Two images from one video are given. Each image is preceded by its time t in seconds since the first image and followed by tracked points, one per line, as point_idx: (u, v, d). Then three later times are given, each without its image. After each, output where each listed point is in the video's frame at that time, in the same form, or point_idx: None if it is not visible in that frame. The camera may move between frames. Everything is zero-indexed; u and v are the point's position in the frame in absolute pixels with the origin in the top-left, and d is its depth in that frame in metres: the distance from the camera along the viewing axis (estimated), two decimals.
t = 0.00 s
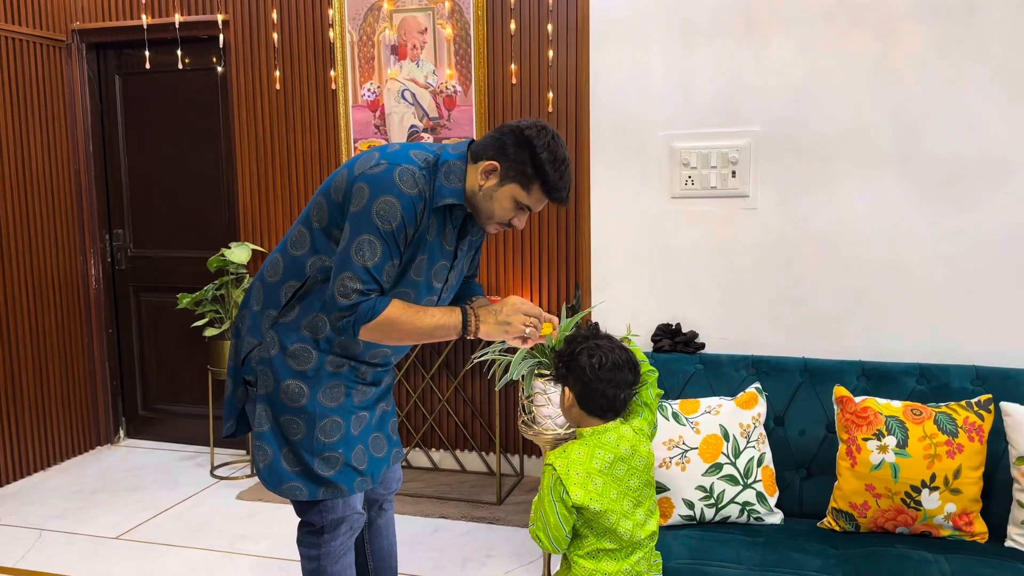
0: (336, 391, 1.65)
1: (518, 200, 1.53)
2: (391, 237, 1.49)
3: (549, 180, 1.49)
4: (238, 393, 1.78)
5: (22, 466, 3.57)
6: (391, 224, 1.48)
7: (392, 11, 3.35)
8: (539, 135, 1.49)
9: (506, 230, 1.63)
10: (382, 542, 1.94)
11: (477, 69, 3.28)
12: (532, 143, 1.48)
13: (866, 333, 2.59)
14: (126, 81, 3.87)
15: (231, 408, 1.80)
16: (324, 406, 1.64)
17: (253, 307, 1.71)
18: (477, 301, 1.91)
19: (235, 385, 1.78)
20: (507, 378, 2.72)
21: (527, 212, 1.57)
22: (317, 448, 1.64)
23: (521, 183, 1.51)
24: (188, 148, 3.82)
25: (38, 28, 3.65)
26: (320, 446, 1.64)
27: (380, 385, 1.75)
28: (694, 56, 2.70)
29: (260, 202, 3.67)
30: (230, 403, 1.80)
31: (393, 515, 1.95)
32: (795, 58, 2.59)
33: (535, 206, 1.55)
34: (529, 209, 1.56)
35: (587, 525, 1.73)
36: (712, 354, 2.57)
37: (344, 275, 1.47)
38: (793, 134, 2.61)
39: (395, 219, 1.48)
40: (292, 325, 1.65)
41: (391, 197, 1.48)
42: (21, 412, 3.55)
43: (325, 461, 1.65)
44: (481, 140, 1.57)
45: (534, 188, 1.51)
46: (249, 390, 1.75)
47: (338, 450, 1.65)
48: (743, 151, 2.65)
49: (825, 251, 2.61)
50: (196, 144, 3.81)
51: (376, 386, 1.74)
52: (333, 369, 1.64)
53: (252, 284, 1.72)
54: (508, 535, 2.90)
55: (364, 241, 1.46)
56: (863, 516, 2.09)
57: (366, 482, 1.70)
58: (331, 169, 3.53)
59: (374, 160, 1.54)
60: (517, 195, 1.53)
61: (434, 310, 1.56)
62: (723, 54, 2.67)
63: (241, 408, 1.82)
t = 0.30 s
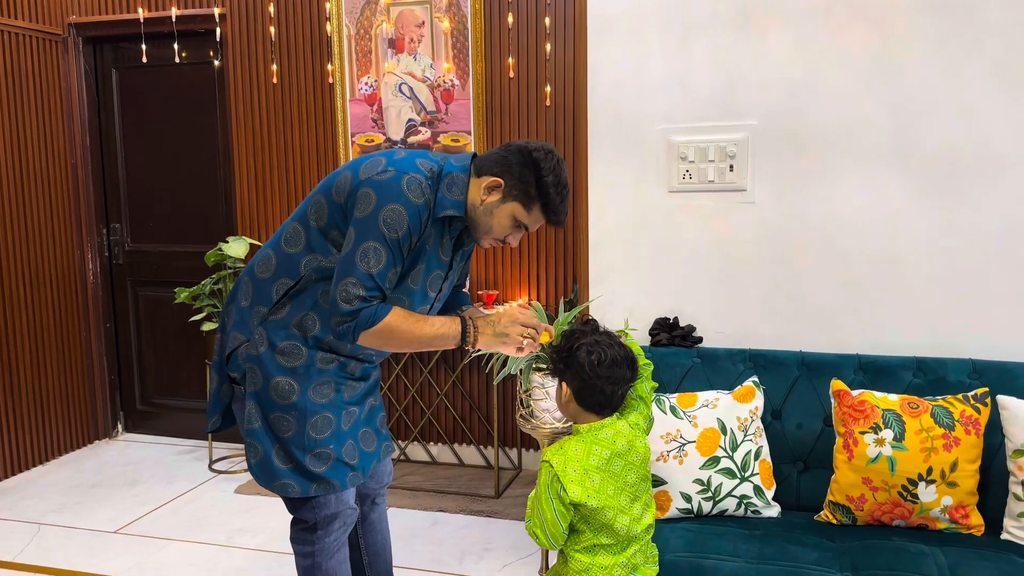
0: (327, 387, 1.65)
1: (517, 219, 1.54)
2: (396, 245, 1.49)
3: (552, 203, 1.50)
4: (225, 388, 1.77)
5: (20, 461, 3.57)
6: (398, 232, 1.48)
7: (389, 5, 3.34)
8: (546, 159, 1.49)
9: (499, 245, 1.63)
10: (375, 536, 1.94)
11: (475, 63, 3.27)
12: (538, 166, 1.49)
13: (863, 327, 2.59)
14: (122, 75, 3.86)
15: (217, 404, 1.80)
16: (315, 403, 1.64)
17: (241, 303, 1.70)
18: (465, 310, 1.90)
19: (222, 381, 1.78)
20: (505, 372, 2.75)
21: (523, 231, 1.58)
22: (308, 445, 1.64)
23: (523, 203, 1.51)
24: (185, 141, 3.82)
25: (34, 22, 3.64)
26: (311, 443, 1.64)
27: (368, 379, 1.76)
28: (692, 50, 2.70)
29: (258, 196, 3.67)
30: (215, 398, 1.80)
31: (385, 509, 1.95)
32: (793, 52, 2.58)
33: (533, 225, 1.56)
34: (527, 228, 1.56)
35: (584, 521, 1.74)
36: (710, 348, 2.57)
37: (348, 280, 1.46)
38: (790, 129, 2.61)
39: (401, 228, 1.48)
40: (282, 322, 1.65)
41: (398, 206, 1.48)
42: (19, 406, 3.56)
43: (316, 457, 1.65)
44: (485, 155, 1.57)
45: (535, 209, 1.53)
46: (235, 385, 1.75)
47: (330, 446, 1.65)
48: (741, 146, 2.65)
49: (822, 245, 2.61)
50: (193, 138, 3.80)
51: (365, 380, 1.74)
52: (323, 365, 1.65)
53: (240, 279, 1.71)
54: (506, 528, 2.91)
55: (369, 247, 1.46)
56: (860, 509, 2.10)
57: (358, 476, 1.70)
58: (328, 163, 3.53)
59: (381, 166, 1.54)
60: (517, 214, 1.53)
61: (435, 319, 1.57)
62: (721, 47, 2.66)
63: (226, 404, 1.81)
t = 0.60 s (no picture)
0: (323, 382, 1.66)
1: (518, 220, 1.54)
2: (401, 244, 1.48)
3: (554, 204, 1.53)
4: (218, 383, 1.77)
5: (19, 455, 3.57)
6: (404, 231, 1.48)
7: None
8: (551, 162, 1.52)
9: (497, 247, 1.62)
10: (373, 531, 1.94)
11: (474, 56, 3.27)
12: (543, 168, 1.51)
13: (861, 320, 2.60)
14: (120, 68, 3.85)
15: (209, 398, 1.79)
16: (312, 398, 1.64)
17: (236, 297, 1.70)
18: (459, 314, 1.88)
19: (215, 375, 1.77)
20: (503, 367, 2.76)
21: (523, 233, 1.59)
22: (305, 440, 1.64)
23: (526, 204, 1.53)
24: (183, 135, 3.81)
25: (31, 15, 3.63)
26: (308, 438, 1.65)
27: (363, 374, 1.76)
28: (690, 43, 2.69)
29: (256, 190, 3.67)
30: (207, 392, 1.79)
31: (381, 503, 1.95)
32: (792, 46, 2.58)
33: (533, 227, 1.57)
34: (527, 230, 1.57)
35: (584, 515, 1.75)
36: (708, 342, 2.57)
37: (351, 276, 1.46)
38: (788, 123, 2.61)
39: (408, 226, 1.48)
40: (280, 317, 1.65)
41: (405, 205, 1.48)
42: (19, 401, 3.56)
43: (313, 452, 1.65)
44: (487, 157, 1.58)
45: (537, 209, 1.54)
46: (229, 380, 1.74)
47: (327, 442, 1.66)
48: (739, 139, 2.65)
49: (821, 240, 2.61)
50: (191, 132, 3.80)
51: (360, 375, 1.74)
52: (319, 360, 1.65)
53: (236, 273, 1.71)
54: (505, 522, 2.92)
55: (375, 245, 1.46)
56: (858, 503, 2.10)
57: (354, 472, 1.71)
58: (327, 157, 3.53)
59: (387, 164, 1.53)
60: (519, 215, 1.54)
61: (438, 317, 1.57)
62: (719, 41, 2.66)
63: (219, 398, 1.81)
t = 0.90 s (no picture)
0: (322, 377, 1.65)
1: (523, 224, 1.55)
2: (412, 243, 1.49)
3: (558, 209, 1.56)
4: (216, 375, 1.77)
5: (20, 448, 3.58)
6: (414, 230, 1.48)
7: None
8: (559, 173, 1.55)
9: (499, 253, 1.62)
10: (370, 524, 1.95)
11: (473, 49, 3.26)
12: (550, 177, 1.54)
13: (861, 314, 2.60)
14: (118, 62, 3.84)
15: (207, 391, 1.80)
16: (310, 393, 1.64)
17: (235, 290, 1.69)
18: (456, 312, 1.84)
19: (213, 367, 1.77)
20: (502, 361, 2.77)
21: (525, 239, 1.59)
22: (303, 435, 1.65)
23: (532, 208, 1.54)
24: (183, 128, 3.80)
25: (30, 8, 3.62)
26: (306, 433, 1.65)
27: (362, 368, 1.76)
28: (691, 36, 2.68)
29: (255, 183, 3.66)
30: (205, 385, 1.79)
31: (379, 497, 1.96)
32: (792, 39, 2.57)
33: (536, 234, 1.58)
34: (530, 235, 1.58)
35: (587, 508, 1.75)
36: (708, 335, 2.57)
37: (363, 275, 1.46)
38: (788, 116, 2.60)
39: (418, 225, 1.49)
40: (282, 311, 1.65)
41: (416, 204, 1.49)
42: (19, 395, 3.56)
43: (312, 447, 1.65)
44: (494, 163, 1.60)
45: (543, 214, 1.56)
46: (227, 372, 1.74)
47: (325, 436, 1.66)
48: (740, 133, 2.64)
49: (820, 233, 2.61)
50: (191, 125, 3.79)
51: (359, 369, 1.74)
52: (319, 355, 1.65)
53: (236, 265, 1.70)
54: (505, 515, 2.92)
55: (386, 243, 1.46)
56: (857, 496, 2.11)
57: (353, 466, 1.71)
58: (326, 151, 3.52)
59: (397, 163, 1.54)
60: (524, 219, 1.54)
61: (447, 314, 1.56)
62: (719, 34, 2.65)
63: (216, 391, 1.81)
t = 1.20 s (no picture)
0: (323, 375, 1.66)
1: (527, 230, 1.55)
2: (427, 240, 1.49)
3: (562, 214, 1.58)
4: (216, 369, 1.76)
5: (20, 444, 3.58)
6: (430, 229, 1.48)
7: None
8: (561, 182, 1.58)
9: (501, 257, 1.62)
10: (369, 522, 1.95)
11: (473, 46, 3.26)
12: (555, 185, 1.56)
13: (861, 312, 2.60)
14: (118, 58, 3.84)
15: (206, 386, 1.79)
16: (311, 391, 1.65)
17: (238, 284, 1.68)
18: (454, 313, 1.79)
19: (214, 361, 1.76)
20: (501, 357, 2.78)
21: (528, 244, 1.59)
22: (303, 433, 1.65)
23: (538, 214, 1.54)
24: (183, 125, 3.80)
25: (30, 4, 3.62)
26: (306, 431, 1.65)
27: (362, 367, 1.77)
28: (691, 32, 2.68)
29: (255, 180, 3.66)
30: (204, 379, 1.78)
31: (378, 495, 1.96)
32: (793, 36, 2.57)
33: (539, 239, 1.59)
34: (533, 241, 1.58)
35: (593, 507, 1.74)
36: (708, 332, 2.57)
37: (381, 272, 1.46)
38: (789, 113, 2.60)
39: (434, 224, 1.49)
40: (287, 307, 1.64)
41: (432, 202, 1.48)
42: (19, 391, 3.57)
43: (312, 445, 1.66)
44: (499, 168, 1.59)
45: (547, 220, 1.56)
46: (227, 367, 1.74)
47: (325, 434, 1.66)
48: (740, 130, 2.64)
49: (821, 231, 2.61)
50: (191, 122, 3.79)
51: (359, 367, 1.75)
52: (322, 352, 1.65)
53: (239, 260, 1.69)
54: (505, 512, 2.93)
55: (403, 241, 1.46)
56: (856, 493, 2.11)
57: (351, 464, 1.71)
58: (326, 147, 3.52)
59: (409, 160, 1.53)
60: (529, 224, 1.54)
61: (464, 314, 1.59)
62: (720, 30, 2.65)
63: (215, 386, 1.80)
